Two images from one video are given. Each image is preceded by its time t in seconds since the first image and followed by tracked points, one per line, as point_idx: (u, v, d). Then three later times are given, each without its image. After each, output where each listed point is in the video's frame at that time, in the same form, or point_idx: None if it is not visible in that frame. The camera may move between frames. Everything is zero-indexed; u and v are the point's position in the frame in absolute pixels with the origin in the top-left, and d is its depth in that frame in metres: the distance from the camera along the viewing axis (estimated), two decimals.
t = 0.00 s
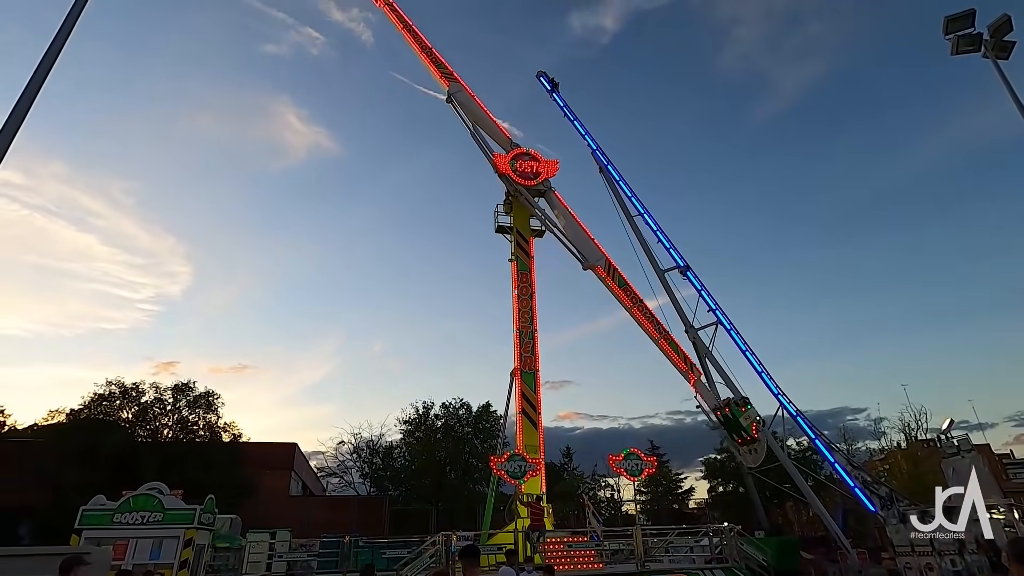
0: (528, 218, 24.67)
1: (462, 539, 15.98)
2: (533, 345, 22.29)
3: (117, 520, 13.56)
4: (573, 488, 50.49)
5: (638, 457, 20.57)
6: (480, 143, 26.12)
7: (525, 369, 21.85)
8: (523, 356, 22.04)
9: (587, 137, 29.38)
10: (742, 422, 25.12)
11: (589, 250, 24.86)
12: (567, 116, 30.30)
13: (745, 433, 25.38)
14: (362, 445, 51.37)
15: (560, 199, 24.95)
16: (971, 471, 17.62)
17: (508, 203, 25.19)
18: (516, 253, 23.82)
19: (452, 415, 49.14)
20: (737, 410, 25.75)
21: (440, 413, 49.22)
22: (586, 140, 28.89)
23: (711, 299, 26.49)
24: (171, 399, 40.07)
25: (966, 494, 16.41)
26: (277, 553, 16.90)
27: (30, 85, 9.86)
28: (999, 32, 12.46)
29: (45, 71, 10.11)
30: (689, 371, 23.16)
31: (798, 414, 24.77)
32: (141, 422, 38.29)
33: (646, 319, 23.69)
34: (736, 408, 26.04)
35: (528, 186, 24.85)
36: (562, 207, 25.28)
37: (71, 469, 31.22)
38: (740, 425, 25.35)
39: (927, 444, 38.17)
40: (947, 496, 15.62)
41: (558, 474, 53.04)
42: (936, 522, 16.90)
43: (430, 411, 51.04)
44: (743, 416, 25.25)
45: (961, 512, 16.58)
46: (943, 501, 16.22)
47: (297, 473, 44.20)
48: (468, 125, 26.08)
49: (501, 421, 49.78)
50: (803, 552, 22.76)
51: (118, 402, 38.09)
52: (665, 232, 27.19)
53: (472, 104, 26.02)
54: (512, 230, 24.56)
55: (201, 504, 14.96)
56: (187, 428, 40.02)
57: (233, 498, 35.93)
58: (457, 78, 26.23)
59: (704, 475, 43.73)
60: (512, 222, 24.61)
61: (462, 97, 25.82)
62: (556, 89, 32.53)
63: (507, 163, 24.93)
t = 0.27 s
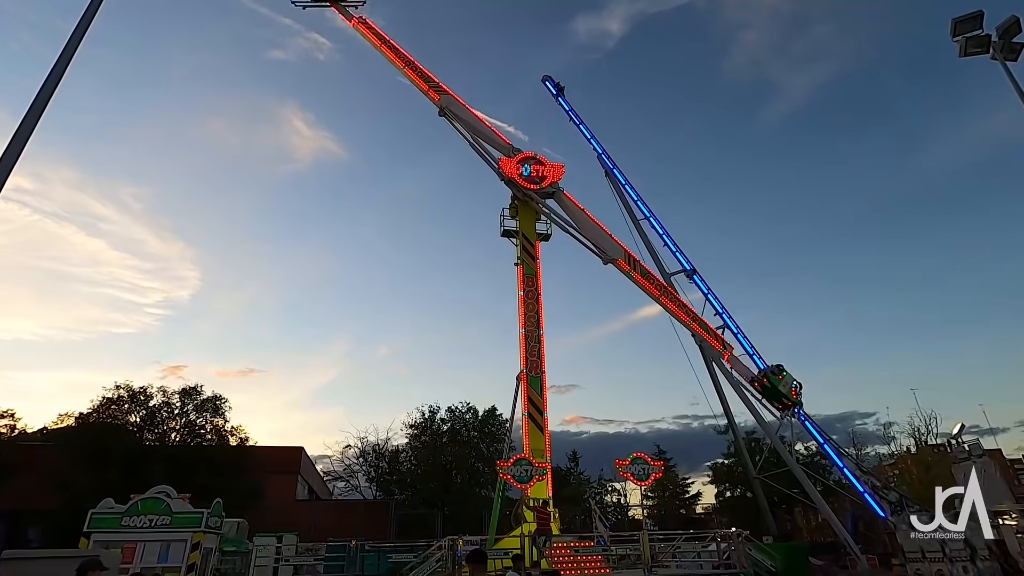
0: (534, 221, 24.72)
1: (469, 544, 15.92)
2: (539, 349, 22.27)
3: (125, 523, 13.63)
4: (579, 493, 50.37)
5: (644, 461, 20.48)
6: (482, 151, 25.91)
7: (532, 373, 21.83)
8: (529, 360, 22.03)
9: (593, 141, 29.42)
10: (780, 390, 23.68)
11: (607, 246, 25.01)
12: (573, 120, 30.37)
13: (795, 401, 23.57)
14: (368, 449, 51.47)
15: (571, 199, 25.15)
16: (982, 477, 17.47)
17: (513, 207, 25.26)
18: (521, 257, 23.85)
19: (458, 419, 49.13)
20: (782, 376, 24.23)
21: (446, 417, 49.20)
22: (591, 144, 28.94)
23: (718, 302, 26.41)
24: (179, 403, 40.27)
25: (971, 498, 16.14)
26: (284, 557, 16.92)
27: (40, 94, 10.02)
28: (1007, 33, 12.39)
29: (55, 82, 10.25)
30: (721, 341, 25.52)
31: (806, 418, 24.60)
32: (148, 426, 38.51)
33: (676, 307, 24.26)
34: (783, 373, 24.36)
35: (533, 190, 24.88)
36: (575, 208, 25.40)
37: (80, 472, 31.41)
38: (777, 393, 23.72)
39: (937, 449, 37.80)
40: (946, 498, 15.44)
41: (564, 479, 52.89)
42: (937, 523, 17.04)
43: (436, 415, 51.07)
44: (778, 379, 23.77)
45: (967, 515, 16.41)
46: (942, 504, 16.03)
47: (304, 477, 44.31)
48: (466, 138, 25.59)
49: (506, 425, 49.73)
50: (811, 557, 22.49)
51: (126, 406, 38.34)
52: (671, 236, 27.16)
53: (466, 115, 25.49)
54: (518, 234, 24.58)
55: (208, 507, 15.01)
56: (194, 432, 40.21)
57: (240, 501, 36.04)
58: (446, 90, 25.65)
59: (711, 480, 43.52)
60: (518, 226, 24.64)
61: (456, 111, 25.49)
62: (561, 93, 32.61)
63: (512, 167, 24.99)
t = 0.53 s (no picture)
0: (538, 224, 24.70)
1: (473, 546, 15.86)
2: (543, 352, 22.26)
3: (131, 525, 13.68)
4: (584, 497, 50.30)
5: (649, 465, 20.39)
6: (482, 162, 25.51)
7: (535, 376, 21.79)
8: (533, 363, 22.01)
9: (597, 144, 29.46)
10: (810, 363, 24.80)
11: (622, 238, 25.28)
12: (577, 124, 30.43)
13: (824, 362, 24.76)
14: (372, 452, 51.55)
15: (579, 197, 25.29)
16: (991, 482, 17.30)
17: (517, 210, 25.26)
18: (525, 259, 23.85)
19: (462, 422, 49.09)
20: (801, 342, 25.15)
21: (450, 420, 49.14)
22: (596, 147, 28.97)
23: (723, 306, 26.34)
24: (184, 406, 40.39)
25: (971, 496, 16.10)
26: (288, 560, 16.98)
27: (48, 98, 10.13)
28: (1015, 36, 12.34)
29: (63, 85, 10.36)
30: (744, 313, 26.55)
31: (812, 422, 24.46)
32: (154, 428, 38.65)
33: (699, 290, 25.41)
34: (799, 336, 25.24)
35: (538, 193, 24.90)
36: (584, 204, 25.46)
37: (85, 474, 31.50)
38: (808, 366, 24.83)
39: (944, 453, 37.57)
40: (946, 494, 15.29)
41: (568, 482, 52.76)
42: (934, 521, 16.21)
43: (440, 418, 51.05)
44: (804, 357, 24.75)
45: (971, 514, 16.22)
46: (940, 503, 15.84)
47: (308, 480, 44.35)
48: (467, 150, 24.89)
49: (510, 428, 49.66)
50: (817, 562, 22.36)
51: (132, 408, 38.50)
52: (676, 239, 27.13)
53: (462, 126, 24.71)
54: (522, 237, 24.61)
55: (213, 510, 15.03)
56: (199, 434, 40.33)
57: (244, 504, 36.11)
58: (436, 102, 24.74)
59: (716, 484, 43.32)
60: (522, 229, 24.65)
61: (451, 126, 24.89)
62: (565, 97, 32.68)
63: (517, 170, 24.99)
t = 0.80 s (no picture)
0: (543, 227, 24.71)
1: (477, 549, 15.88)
2: (548, 355, 22.25)
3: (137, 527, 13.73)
4: (588, 500, 50.21)
5: (654, 468, 20.32)
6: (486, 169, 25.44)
7: (540, 379, 21.78)
8: (538, 366, 22.01)
9: (601, 147, 29.49)
10: (832, 321, 26.47)
11: (632, 228, 25.57)
12: (581, 127, 30.47)
13: (839, 312, 26.59)
14: (376, 455, 51.60)
15: (586, 194, 25.34)
16: (999, 486, 17.14)
17: (521, 213, 25.27)
18: (529, 263, 23.86)
19: (466, 425, 49.04)
20: (816, 304, 26.73)
21: (454, 423, 49.10)
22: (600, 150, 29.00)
23: (728, 309, 26.28)
24: (189, 408, 40.53)
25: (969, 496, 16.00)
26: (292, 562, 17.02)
27: (57, 102, 10.18)
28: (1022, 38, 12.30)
29: (72, 90, 10.40)
30: (763, 287, 26.83)
31: (817, 426, 24.34)
32: (159, 430, 38.79)
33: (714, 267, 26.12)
34: (811, 299, 26.82)
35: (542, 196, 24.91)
36: (592, 201, 25.50)
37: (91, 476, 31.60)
38: (831, 325, 26.40)
39: (951, 457, 37.33)
40: (945, 495, 15.14)
41: (573, 485, 52.61)
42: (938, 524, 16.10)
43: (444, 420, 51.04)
44: (827, 319, 26.36)
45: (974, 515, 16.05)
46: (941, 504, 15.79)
47: (312, 483, 44.42)
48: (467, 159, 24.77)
49: (515, 431, 49.59)
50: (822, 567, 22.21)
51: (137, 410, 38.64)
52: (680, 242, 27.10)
53: (459, 137, 24.60)
54: (526, 240, 24.62)
55: (218, 512, 15.08)
56: (204, 436, 40.43)
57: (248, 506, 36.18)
58: (429, 117, 24.46)
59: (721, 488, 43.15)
60: (526, 232, 24.66)
61: (450, 139, 24.65)
62: (570, 100, 32.73)
63: (521, 173, 25.03)
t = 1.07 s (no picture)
0: (547, 229, 24.70)
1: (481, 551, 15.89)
2: (552, 357, 22.22)
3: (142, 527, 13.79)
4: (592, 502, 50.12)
5: (659, 470, 20.26)
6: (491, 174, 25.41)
7: (544, 381, 21.75)
8: (542, 368, 21.98)
9: (606, 149, 29.46)
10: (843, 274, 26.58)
11: (640, 215, 25.71)
12: (586, 129, 30.46)
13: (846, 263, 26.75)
14: (381, 456, 51.65)
15: (593, 189, 25.33)
16: (1008, 490, 17.01)
17: (525, 213, 25.28)
18: (533, 264, 23.86)
19: (470, 426, 48.97)
20: (824, 265, 26.85)
21: (458, 425, 49.05)
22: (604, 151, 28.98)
23: (733, 310, 26.18)
24: (194, 409, 40.68)
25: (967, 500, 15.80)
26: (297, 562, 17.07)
27: (65, 104, 10.26)
28: None
29: (79, 92, 10.47)
30: (771, 254, 26.76)
31: (823, 428, 24.21)
32: (165, 430, 38.96)
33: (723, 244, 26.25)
34: (818, 261, 26.94)
35: (546, 198, 24.91)
36: (599, 195, 25.52)
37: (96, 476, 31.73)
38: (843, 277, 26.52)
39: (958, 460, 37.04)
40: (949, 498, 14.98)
41: (577, 487, 52.52)
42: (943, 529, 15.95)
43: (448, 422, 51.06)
44: (838, 276, 26.42)
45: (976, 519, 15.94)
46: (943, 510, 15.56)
47: (316, 483, 44.49)
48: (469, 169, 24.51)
49: (519, 433, 49.50)
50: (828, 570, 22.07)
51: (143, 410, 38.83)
52: (685, 243, 27.02)
53: (456, 148, 24.51)
54: (531, 241, 24.61)
55: (223, 512, 15.12)
56: (209, 436, 40.56)
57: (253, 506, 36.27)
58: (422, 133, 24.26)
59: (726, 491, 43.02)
60: (531, 234, 24.65)
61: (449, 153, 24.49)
62: (574, 102, 32.72)
63: (525, 175, 25.03)
